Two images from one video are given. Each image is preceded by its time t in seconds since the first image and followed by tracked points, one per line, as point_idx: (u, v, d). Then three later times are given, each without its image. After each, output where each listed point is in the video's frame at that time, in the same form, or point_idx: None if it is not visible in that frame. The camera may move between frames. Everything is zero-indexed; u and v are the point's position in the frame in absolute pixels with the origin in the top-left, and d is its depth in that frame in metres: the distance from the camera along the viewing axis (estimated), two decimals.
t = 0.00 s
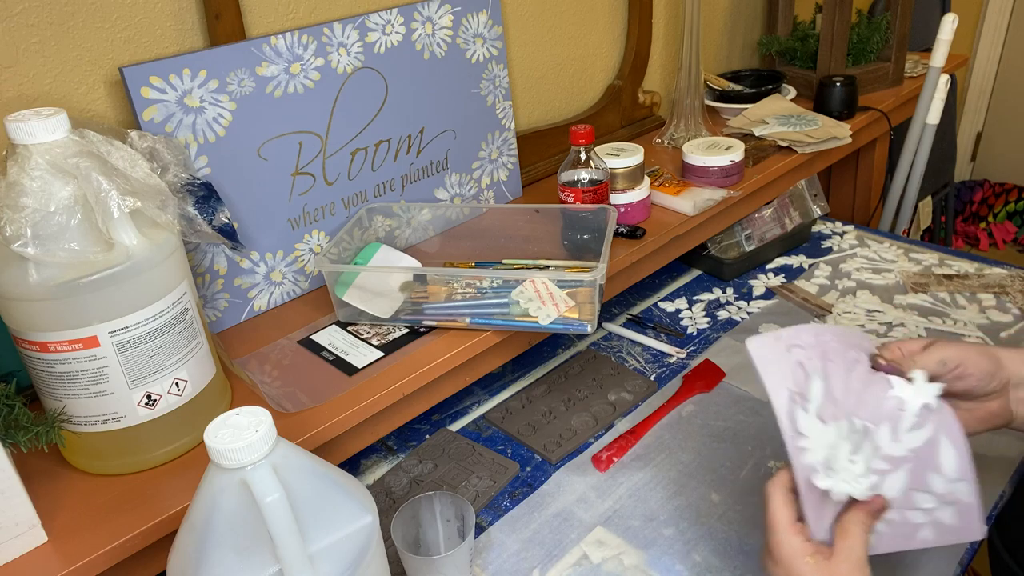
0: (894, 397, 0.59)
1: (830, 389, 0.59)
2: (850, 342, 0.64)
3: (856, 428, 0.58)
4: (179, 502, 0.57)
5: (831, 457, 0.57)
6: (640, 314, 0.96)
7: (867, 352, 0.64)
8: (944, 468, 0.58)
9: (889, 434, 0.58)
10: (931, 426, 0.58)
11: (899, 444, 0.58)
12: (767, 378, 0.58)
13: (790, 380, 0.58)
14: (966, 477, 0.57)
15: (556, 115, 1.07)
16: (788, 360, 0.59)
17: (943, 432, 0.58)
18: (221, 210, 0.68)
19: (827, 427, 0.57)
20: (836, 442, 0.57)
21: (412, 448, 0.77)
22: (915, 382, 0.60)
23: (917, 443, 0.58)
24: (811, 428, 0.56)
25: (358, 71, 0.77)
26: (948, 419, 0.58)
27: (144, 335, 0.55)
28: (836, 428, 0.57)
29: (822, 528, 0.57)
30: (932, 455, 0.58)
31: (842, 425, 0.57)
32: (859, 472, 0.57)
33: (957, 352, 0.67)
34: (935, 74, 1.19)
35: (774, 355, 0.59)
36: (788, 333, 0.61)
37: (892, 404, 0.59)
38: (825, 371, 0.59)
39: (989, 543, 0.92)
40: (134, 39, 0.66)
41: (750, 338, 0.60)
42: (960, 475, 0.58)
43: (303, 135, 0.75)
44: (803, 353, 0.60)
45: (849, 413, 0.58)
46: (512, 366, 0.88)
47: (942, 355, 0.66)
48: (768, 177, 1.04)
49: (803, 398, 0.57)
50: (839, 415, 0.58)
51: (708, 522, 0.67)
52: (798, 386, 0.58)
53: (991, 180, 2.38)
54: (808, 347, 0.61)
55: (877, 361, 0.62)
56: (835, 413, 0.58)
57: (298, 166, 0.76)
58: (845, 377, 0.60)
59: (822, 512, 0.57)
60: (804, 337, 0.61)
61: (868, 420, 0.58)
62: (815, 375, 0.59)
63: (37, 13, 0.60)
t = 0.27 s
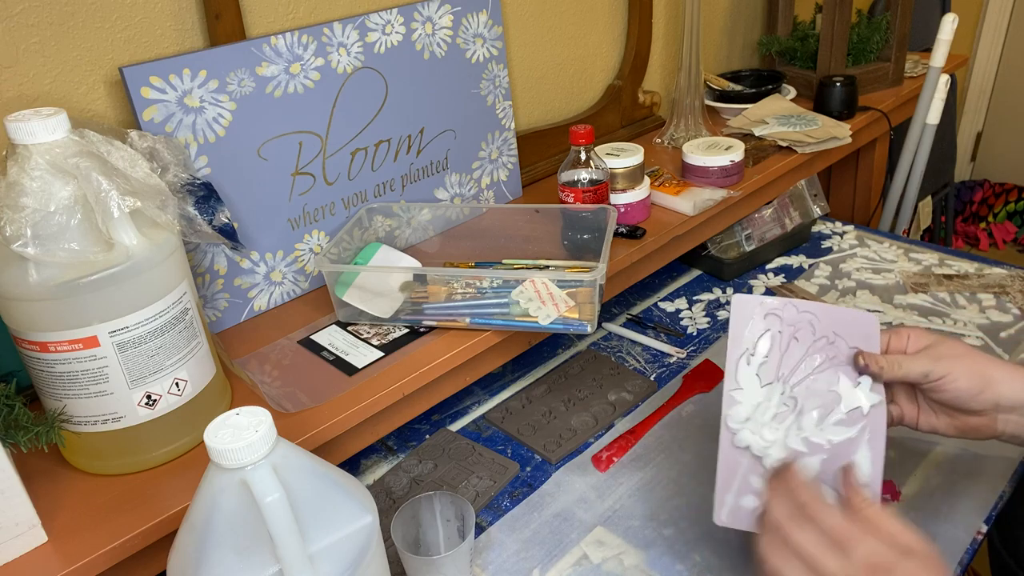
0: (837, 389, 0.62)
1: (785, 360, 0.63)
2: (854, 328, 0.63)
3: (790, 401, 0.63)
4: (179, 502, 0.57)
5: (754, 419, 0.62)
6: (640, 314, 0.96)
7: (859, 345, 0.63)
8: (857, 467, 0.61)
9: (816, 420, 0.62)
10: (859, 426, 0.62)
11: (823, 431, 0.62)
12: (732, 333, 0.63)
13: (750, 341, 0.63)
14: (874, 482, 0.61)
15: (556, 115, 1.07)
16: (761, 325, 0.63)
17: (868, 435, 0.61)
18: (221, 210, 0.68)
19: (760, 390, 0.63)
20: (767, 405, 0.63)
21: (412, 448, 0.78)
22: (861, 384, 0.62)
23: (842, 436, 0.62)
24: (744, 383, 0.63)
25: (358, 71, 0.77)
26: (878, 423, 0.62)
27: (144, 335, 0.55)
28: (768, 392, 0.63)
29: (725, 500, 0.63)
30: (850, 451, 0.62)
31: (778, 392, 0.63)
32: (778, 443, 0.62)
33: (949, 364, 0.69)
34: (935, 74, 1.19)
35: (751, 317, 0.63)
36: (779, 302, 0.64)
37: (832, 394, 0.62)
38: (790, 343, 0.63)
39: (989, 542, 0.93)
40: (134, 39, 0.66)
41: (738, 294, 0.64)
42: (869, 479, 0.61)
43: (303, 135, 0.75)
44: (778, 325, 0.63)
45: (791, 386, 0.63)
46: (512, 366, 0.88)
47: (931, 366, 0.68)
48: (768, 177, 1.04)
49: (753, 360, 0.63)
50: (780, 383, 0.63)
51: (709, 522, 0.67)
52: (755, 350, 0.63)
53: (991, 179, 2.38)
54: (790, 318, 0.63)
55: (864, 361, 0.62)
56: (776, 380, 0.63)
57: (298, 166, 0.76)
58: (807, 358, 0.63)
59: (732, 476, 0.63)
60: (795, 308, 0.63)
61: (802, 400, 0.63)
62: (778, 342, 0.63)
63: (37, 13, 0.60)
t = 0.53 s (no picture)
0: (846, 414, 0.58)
1: (792, 378, 0.59)
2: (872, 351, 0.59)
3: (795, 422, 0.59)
4: (179, 502, 0.57)
5: (754, 434, 0.60)
6: (640, 314, 0.96)
7: (874, 373, 0.59)
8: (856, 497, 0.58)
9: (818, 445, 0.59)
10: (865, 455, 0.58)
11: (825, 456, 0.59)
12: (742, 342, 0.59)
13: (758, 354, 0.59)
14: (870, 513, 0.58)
15: (556, 115, 1.07)
16: (772, 337, 0.59)
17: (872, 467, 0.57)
18: (221, 210, 0.68)
19: (765, 405, 0.59)
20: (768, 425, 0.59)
21: (412, 448, 0.78)
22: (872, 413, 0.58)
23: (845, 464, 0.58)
24: (748, 398, 0.60)
25: (358, 71, 0.77)
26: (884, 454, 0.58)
27: (144, 335, 0.55)
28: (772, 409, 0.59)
29: (716, 515, 0.61)
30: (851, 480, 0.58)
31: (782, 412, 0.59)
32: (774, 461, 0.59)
33: (969, 388, 0.60)
34: (935, 74, 1.19)
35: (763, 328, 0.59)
36: (795, 314, 0.59)
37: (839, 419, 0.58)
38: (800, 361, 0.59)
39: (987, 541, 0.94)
40: (134, 38, 0.66)
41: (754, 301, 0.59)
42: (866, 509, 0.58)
43: (303, 135, 0.75)
44: (792, 339, 0.59)
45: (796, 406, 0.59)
46: (512, 366, 0.88)
47: (951, 391, 0.59)
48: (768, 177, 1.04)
49: (760, 373, 0.59)
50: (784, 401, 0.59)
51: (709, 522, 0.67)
52: (764, 362, 0.59)
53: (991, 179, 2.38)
54: (804, 334, 0.59)
55: (876, 392, 0.57)
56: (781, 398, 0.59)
57: (298, 166, 0.76)
58: (819, 377, 0.59)
59: (725, 491, 0.61)
60: (811, 321, 0.59)
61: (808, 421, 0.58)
62: (787, 358, 0.59)
63: (37, 13, 0.60)
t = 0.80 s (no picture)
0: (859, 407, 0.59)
1: (811, 366, 0.59)
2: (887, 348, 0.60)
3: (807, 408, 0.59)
4: (179, 502, 0.57)
5: (768, 415, 0.60)
6: (640, 314, 0.96)
7: (890, 370, 0.60)
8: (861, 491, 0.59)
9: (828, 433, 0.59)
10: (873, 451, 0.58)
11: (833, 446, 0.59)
12: (766, 323, 0.59)
13: (782, 337, 0.59)
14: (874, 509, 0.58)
15: (556, 115, 1.07)
16: (796, 322, 0.59)
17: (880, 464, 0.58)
18: (221, 210, 0.68)
19: (782, 390, 0.59)
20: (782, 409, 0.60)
21: (412, 448, 0.78)
22: (886, 412, 0.58)
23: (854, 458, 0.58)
24: (765, 379, 0.59)
25: (358, 71, 0.77)
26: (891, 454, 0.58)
27: (144, 335, 0.55)
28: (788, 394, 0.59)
29: (718, 486, 0.61)
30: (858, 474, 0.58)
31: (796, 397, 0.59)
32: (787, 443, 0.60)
33: (984, 388, 0.60)
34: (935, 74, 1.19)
35: (789, 313, 0.59)
36: (823, 302, 0.59)
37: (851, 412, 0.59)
38: (821, 350, 0.59)
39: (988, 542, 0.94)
40: (134, 38, 0.66)
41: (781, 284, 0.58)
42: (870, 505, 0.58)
43: (303, 135, 0.75)
44: (817, 326, 0.59)
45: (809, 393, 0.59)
46: (512, 366, 0.88)
47: (965, 390, 0.60)
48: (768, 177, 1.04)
49: (781, 357, 0.59)
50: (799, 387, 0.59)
51: (709, 522, 0.67)
52: (787, 348, 0.59)
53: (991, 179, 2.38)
54: (828, 324, 0.59)
55: (891, 388, 0.58)
56: (796, 384, 0.59)
57: (298, 166, 0.76)
58: (838, 368, 0.59)
59: (732, 465, 0.61)
60: (838, 310, 0.59)
61: (823, 410, 0.59)
62: (809, 344, 0.59)
63: (37, 13, 0.60)
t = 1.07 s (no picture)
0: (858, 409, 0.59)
1: (807, 368, 0.60)
2: (884, 349, 0.60)
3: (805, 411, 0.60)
4: (179, 502, 0.57)
5: (768, 419, 0.61)
6: (640, 314, 0.96)
7: (889, 370, 0.60)
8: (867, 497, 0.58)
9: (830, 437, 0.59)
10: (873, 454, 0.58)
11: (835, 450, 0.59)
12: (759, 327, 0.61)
13: (777, 340, 0.60)
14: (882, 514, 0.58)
15: (556, 115, 1.07)
16: (791, 325, 0.60)
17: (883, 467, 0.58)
18: (221, 210, 0.68)
19: (780, 393, 0.60)
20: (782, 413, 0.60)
21: (412, 448, 0.78)
22: (884, 414, 0.58)
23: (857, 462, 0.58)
24: (763, 382, 0.61)
25: (358, 71, 0.77)
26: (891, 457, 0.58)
27: (144, 335, 0.55)
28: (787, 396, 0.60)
29: (720, 497, 0.62)
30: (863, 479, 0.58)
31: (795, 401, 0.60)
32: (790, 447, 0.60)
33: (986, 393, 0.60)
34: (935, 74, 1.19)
35: (783, 316, 0.60)
36: (817, 305, 0.60)
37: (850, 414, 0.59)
38: (817, 352, 0.60)
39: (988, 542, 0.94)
40: (134, 39, 0.66)
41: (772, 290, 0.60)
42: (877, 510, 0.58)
43: (303, 135, 0.75)
44: (812, 329, 0.60)
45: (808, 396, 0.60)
46: (512, 366, 0.88)
47: (965, 398, 0.59)
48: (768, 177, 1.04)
49: (778, 360, 0.60)
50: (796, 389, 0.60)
51: (708, 522, 0.67)
52: (782, 351, 0.60)
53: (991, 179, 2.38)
54: (823, 326, 0.60)
55: (887, 388, 0.58)
56: (794, 386, 0.60)
57: (298, 166, 0.76)
58: (834, 370, 0.60)
59: (732, 475, 0.62)
60: (831, 313, 0.60)
61: (822, 412, 0.60)
62: (805, 346, 0.60)
63: (37, 13, 0.60)
